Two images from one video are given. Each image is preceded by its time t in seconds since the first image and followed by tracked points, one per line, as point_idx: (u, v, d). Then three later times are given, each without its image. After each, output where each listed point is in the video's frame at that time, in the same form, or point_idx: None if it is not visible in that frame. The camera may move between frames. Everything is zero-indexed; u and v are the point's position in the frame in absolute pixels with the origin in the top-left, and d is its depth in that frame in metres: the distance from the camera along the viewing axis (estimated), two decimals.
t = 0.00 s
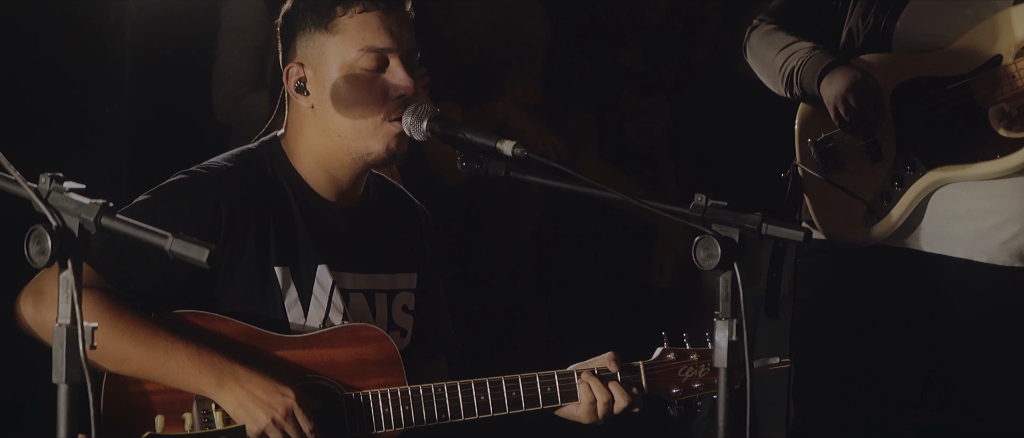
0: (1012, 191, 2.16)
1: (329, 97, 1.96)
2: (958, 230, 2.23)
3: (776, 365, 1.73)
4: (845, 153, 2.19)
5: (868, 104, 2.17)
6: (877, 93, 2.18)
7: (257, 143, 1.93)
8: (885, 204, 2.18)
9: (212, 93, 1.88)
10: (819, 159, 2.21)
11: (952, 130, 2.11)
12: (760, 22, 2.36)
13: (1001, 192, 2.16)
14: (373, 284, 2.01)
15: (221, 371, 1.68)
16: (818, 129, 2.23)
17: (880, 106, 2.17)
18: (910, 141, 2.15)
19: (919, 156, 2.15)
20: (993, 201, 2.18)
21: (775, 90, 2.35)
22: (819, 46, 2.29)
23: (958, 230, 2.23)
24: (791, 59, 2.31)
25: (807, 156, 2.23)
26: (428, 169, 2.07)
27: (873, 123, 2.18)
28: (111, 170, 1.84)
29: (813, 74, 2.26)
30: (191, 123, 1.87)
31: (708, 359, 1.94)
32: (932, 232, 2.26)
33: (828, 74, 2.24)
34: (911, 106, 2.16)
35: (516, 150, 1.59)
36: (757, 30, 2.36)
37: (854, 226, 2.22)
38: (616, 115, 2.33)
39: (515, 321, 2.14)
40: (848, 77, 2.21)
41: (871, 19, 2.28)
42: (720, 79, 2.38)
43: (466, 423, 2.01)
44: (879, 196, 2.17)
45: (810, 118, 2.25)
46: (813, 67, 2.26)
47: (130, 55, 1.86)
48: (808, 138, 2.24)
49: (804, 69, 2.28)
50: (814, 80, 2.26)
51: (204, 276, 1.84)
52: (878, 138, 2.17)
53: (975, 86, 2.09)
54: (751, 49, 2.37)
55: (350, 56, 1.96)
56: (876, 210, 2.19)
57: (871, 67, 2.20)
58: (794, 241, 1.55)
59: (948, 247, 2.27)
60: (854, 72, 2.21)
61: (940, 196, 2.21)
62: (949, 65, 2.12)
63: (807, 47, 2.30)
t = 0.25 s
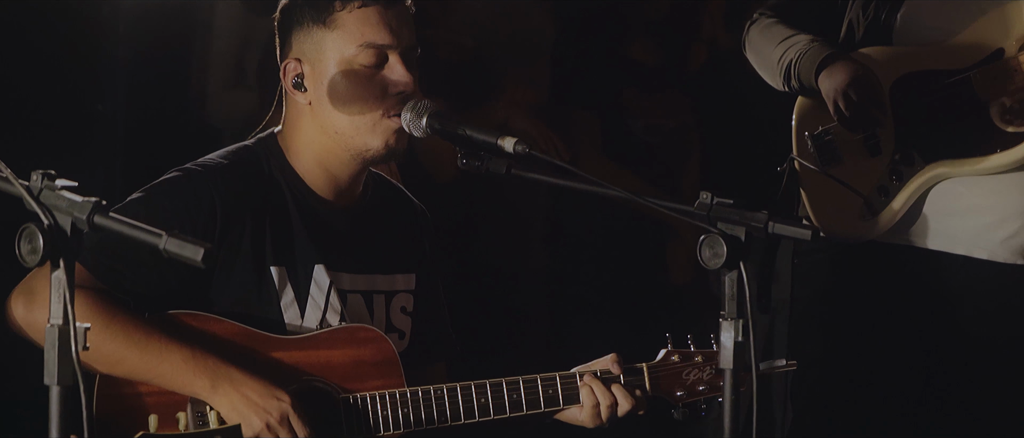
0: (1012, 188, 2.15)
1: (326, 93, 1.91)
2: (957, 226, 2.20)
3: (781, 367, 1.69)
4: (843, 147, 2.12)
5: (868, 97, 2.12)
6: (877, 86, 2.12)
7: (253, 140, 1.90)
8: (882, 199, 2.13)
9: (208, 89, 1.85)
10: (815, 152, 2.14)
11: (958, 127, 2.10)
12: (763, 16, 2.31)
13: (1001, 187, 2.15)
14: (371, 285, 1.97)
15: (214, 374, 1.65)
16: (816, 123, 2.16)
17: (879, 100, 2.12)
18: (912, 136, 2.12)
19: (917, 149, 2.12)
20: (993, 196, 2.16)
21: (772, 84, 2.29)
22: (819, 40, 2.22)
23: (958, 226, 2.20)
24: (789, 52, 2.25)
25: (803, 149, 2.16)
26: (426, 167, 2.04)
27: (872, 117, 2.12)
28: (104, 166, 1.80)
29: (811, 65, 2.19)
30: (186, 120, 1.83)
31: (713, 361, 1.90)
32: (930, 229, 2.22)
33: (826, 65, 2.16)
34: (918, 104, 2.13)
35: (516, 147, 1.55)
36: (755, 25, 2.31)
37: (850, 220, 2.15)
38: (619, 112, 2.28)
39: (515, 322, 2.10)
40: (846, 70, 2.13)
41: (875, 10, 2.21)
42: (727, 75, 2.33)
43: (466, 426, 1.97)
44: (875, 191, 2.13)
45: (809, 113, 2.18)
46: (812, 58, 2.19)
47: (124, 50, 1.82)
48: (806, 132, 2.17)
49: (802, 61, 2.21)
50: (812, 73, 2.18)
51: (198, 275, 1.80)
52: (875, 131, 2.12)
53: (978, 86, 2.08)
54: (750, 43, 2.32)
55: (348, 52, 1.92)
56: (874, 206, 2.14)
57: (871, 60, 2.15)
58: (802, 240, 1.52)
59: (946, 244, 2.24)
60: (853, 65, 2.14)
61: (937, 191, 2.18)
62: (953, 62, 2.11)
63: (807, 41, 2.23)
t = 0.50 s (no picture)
0: (1003, 180, 2.24)
1: (329, 88, 1.89)
2: (950, 218, 2.29)
3: (789, 366, 1.66)
4: (829, 145, 2.22)
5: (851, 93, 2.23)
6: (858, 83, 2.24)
7: (253, 135, 1.86)
8: (874, 194, 2.23)
9: (209, 84, 1.82)
10: (802, 151, 2.24)
11: (942, 116, 2.18)
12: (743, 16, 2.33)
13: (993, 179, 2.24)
14: (373, 282, 1.95)
15: (216, 370, 1.62)
16: (802, 122, 2.26)
17: (863, 96, 2.23)
18: (902, 128, 2.21)
19: (905, 142, 2.22)
20: (986, 189, 2.25)
21: (752, 85, 2.32)
22: (798, 37, 2.29)
23: (951, 219, 2.29)
24: (769, 51, 2.31)
25: (790, 148, 2.26)
26: (429, 163, 2.00)
27: (857, 114, 2.23)
28: (103, 163, 1.78)
29: (793, 63, 2.27)
30: (186, 115, 1.80)
31: (720, 360, 1.88)
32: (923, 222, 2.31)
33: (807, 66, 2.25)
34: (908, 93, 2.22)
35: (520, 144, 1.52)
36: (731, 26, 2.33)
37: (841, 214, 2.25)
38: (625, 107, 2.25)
39: (520, 320, 2.08)
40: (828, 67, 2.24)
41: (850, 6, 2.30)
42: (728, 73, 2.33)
43: (469, 425, 1.95)
44: (867, 185, 2.23)
45: (795, 112, 2.27)
46: (792, 57, 2.27)
47: (123, 44, 1.80)
48: (790, 132, 2.27)
49: (783, 60, 2.28)
50: (793, 72, 2.27)
51: (199, 273, 1.77)
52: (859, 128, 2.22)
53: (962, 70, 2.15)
54: (728, 44, 2.33)
55: (351, 47, 1.89)
56: (864, 200, 2.24)
57: (850, 58, 2.26)
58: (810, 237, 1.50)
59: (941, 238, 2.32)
60: (833, 63, 2.24)
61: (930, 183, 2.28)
62: (938, 50, 2.19)
63: (786, 38, 2.29)
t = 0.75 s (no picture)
0: (984, 174, 2.17)
1: (332, 84, 1.87)
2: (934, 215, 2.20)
3: (795, 363, 1.63)
4: (801, 146, 2.17)
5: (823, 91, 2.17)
6: (825, 83, 2.18)
7: (253, 130, 1.85)
8: (850, 194, 2.17)
9: (209, 79, 1.80)
10: (774, 152, 2.19)
11: (913, 111, 2.17)
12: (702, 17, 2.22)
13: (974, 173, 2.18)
14: (374, 279, 1.93)
15: (215, 368, 1.61)
16: (769, 124, 2.20)
17: (829, 96, 2.17)
18: (875, 126, 2.17)
19: (881, 139, 2.18)
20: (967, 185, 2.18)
21: (719, 88, 2.22)
22: (763, 37, 2.21)
23: (935, 217, 2.20)
24: (735, 53, 2.21)
25: (762, 151, 2.20)
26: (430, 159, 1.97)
27: (825, 114, 2.18)
28: (102, 158, 1.76)
29: (761, 65, 2.19)
30: (186, 110, 1.79)
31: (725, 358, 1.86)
32: (914, 222, 2.20)
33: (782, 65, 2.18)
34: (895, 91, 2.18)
35: (523, 138, 1.50)
36: (695, 27, 2.23)
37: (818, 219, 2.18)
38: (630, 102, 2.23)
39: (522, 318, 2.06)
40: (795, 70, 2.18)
41: None
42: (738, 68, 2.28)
43: (471, 423, 1.93)
44: (841, 185, 2.17)
45: (762, 112, 2.20)
46: (760, 59, 2.19)
47: (122, 38, 1.78)
48: (761, 134, 2.21)
49: (751, 62, 2.20)
50: (761, 73, 2.19)
51: (198, 270, 1.75)
52: (831, 126, 2.17)
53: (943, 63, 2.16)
54: (692, 47, 2.23)
55: (354, 42, 1.88)
56: (840, 201, 2.17)
57: (816, 57, 2.19)
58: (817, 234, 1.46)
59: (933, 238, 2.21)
60: (797, 64, 2.18)
61: (909, 178, 2.20)
62: (911, 46, 2.16)
63: (751, 39, 2.21)
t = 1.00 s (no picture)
0: (960, 173, 2.13)
1: (330, 77, 1.85)
2: (912, 214, 2.15)
3: (801, 360, 1.61)
4: (768, 147, 2.10)
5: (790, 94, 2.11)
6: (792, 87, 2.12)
7: (252, 124, 1.82)
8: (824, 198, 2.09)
9: (207, 72, 1.78)
10: (742, 155, 2.13)
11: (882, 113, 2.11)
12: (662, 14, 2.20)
13: (949, 171, 2.13)
14: (373, 274, 1.91)
15: (213, 366, 1.58)
16: (738, 126, 2.15)
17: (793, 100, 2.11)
18: (841, 130, 2.10)
19: (848, 140, 2.11)
20: (943, 183, 2.13)
21: (682, 87, 2.18)
22: (729, 37, 2.18)
23: (919, 214, 2.15)
24: (701, 54, 2.17)
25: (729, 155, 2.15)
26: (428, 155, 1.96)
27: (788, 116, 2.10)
28: (99, 153, 1.73)
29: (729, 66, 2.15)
30: (184, 104, 1.77)
31: (730, 354, 1.84)
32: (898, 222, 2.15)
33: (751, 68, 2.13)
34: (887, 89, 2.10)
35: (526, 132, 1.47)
36: (655, 24, 2.20)
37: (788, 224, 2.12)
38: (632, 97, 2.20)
39: (524, 316, 2.03)
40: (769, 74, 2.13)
41: None
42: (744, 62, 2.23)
43: (474, 421, 1.90)
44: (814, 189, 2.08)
45: (730, 113, 2.15)
46: (727, 62, 2.15)
47: (120, 32, 1.76)
48: (729, 136, 2.16)
49: (715, 62, 2.16)
50: (727, 75, 2.15)
51: (196, 265, 1.73)
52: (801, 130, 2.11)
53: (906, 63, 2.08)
54: (654, 45, 2.19)
55: (353, 34, 1.86)
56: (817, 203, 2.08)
57: (779, 59, 2.14)
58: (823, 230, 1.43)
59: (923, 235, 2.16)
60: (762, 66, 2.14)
61: (884, 179, 2.13)
62: (871, 47, 2.09)
63: (717, 39, 2.18)
